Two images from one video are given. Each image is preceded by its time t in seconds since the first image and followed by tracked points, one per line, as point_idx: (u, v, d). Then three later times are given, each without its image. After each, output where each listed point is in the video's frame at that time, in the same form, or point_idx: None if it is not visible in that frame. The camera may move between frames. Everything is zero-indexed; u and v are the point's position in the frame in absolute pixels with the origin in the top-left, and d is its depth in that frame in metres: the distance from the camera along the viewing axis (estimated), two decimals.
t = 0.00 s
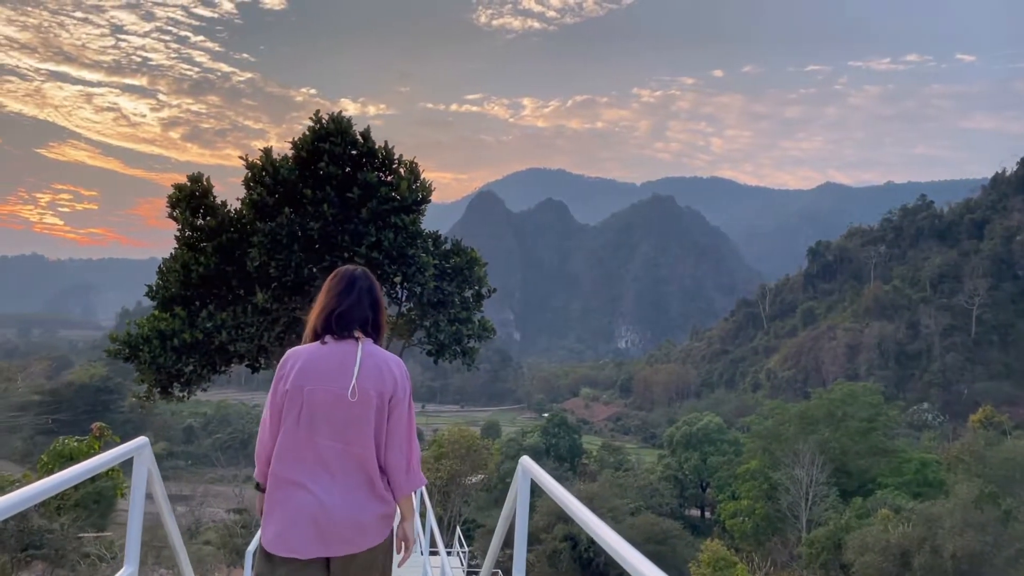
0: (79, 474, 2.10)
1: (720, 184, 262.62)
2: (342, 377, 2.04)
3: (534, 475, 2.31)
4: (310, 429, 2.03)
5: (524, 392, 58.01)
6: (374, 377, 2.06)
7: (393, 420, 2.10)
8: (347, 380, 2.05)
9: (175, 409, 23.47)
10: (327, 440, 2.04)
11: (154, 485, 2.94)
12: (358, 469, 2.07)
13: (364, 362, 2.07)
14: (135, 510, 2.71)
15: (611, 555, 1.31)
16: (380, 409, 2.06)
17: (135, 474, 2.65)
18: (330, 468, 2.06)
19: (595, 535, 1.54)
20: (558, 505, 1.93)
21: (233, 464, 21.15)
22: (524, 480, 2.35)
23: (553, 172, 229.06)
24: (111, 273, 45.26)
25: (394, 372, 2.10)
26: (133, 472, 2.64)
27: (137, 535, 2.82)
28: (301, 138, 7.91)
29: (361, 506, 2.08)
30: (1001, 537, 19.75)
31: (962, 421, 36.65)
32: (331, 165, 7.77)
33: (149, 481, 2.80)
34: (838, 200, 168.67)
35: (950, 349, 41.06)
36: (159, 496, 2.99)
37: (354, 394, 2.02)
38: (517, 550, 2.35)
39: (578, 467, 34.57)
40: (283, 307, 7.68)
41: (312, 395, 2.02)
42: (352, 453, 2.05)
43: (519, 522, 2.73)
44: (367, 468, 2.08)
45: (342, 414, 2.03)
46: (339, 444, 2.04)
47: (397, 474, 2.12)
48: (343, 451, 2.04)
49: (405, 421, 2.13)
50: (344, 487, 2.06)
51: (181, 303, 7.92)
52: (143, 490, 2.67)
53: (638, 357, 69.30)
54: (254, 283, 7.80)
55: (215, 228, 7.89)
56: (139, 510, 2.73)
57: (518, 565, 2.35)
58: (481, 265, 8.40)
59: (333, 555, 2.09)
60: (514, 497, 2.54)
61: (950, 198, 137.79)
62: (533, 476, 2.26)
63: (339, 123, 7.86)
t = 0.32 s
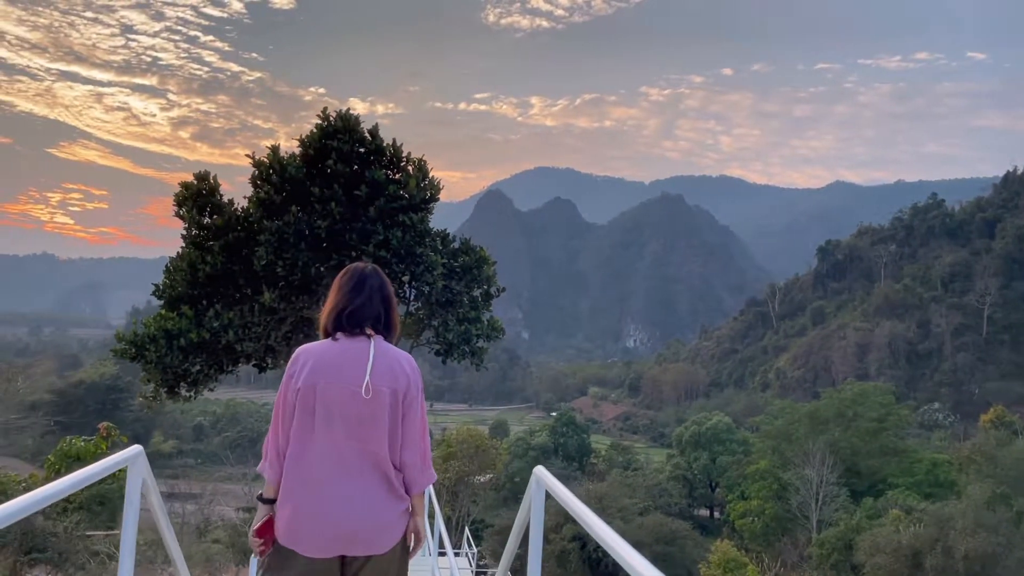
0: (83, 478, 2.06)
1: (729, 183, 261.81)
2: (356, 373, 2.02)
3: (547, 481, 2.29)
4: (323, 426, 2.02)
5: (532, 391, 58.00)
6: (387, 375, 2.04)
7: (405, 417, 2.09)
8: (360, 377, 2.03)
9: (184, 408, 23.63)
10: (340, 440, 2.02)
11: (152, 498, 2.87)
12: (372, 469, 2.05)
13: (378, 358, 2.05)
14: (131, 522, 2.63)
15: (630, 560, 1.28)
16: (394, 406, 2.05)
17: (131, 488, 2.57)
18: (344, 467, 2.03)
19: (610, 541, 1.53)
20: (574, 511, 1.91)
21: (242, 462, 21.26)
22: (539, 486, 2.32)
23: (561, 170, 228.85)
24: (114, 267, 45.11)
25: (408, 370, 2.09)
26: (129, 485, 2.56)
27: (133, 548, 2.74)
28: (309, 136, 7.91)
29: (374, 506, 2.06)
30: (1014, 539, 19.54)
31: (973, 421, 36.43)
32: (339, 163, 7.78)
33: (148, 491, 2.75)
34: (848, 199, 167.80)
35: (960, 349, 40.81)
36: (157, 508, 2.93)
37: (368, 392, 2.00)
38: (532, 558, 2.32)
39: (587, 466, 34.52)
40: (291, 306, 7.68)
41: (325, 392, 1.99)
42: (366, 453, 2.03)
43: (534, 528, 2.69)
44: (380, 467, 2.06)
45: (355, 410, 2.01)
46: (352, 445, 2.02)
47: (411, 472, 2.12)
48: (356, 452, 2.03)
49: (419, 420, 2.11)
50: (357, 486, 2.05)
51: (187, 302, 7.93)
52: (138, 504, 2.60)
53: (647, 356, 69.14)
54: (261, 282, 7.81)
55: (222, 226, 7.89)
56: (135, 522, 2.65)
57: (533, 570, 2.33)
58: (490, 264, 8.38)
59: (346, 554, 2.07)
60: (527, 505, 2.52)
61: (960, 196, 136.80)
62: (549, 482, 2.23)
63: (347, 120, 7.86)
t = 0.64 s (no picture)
0: (81, 482, 2.03)
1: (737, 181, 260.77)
2: (370, 369, 2.01)
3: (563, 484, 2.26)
4: (336, 424, 2.00)
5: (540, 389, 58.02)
6: (402, 369, 2.03)
7: (418, 413, 2.08)
8: (375, 372, 2.02)
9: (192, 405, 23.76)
10: (354, 437, 2.01)
11: (148, 503, 2.83)
12: (385, 464, 2.04)
13: (390, 355, 2.04)
14: (127, 524, 2.59)
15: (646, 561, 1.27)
16: (408, 402, 2.04)
17: (126, 490, 2.54)
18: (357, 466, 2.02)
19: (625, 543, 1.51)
20: (589, 515, 1.89)
21: (250, 460, 21.36)
22: (551, 491, 2.29)
23: (570, 167, 228.69)
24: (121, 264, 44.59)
25: (421, 365, 2.07)
26: (125, 487, 2.53)
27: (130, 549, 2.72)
28: (316, 132, 7.89)
29: (386, 507, 2.05)
30: None
31: (983, 419, 36.21)
32: (347, 159, 7.76)
33: (143, 492, 2.71)
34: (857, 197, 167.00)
35: (970, 347, 40.56)
36: (154, 512, 2.90)
37: (384, 386, 1.99)
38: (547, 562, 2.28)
39: (595, 464, 34.49)
40: (298, 303, 7.68)
41: (340, 388, 1.98)
42: (380, 449, 2.03)
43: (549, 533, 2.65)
44: (391, 466, 2.05)
45: (370, 406, 2.00)
46: (367, 441, 2.02)
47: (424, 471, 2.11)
48: (371, 448, 2.02)
49: (433, 419, 2.09)
50: (367, 486, 2.03)
51: (194, 300, 7.94)
52: (134, 503, 2.57)
53: (655, 354, 69.04)
54: (268, 280, 7.80)
55: (228, 223, 7.89)
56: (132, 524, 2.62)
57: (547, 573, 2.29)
58: (499, 260, 8.35)
59: (359, 555, 2.06)
60: (541, 511, 2.49)
61: (970, 192, 135.92)
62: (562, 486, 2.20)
63: (355, 116, 7.85)
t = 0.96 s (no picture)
0: (76, 483, 2.01)
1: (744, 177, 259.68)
2: (374, 378, 2.02)
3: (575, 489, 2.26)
4: (340, 435, 2.02)
5: (546, 385, 58.11)
6: (406, 377, 2.04)
7: (425, 422, 2.09)
8: (378, 381, 2.03)
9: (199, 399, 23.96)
10: (359, 445, 2.02)
11: (143, 508, 2.81)
12: (390, 473, 2.06)
13: (394, 363, 2.05)
14: (120, 528, 2.56)
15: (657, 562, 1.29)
16: (413, 409, 2.05)
17: (119, 496, 2.52)
18: (364, 476, 2.04)
19: (637, 544, 1.53)
20: (602, 517, 1.90)
21: (256, 455, 21.47)
22: (568, 495, 2.28)
23: (577, 163, 228.22)
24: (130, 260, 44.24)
25: (427, 372, 2.09)
26: (118, 491, 2.50)
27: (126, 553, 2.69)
28: (322, 125, 7.86)
29: (390, 517, 2.07)
30: None
31: (991, 416, 36.03)
32: (353, 152, 7.72)
33: (139, 494, 2.68)
34: (865, 193, 166.12)
35: (979, 344, 40.36)
36: (150, 515, 2.88)
37: (388, 395, 2.00)
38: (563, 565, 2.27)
39: (601, 460, 34.51)
40: (304, 300, 7.70)
41: (345, 395, 1.99)
42: (384, 460, 2.04)
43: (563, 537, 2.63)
44: (398, 476, 2.07)
45: (374, 417, 2.01)
46: (372, 451, 2.04)
47: (433, 479, 2.14)
48: (377, 456, 2.04)
49: (440, 428, 2.11)
50: (371, 496, 2.05)
51: (198, 295, 7.95)
52: (128, 506, 2.54)
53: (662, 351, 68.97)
54: (273, 276, 7.80)
55: (233, 217, 7.89)
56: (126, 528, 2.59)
57: None
58: (506, 256, 8.34)
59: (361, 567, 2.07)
60: (555, 518, 2.48)
61: (978, 188, 135.09)
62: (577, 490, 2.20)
63: (361, 110, 7.83)
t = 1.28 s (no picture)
0: (60, 481, 1.98)
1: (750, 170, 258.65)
2: (379, 403, 2.03)
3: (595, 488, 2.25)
4: (344, 461, 2.04)
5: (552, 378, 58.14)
6: (412, 402, 2.05)
7: (430, 446, 2.10)
8: (383, 406, 2.04)
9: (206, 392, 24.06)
10: (362, 472, 2.04)
11: (136, 508, 2.80)
12: (393, 499, 2.08)
13: (400, 385, 2.06)
14: (113, 526, 2.54)
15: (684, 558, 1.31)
16: (420, 434, 2.06)
17: (109, 497, 2.50)
18: (367, 501, 2.07)
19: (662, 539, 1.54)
20: (625, 514, 1.89)
21: (263, 447, 21.57)
22: (593, 497, 2.25)
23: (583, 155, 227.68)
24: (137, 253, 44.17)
25: (433, 394, 2.10)
26: (107, 489, 2.47)
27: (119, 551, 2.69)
28: (328, 114, 7.82)
29: (398, 541, 2.10)
30: None
31: (999, 409, 35.86)
32: (359, 141, 7.67)
33: (131, 489, 2.67)
34: (872, 186, 165.26)
35: (987, 337, 40.16)
36: (144, 517, 2.87)
37: (391, 421, 2.01)
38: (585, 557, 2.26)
39: (607, 453, 34.50)
40: (310, 291, 7.68)
41: (347, 422, 2.00)
42: (388, 486, 2.06)
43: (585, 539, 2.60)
44: (402, 500, 2.09)
45: (377, 442, 2.02)
46: (377, 476, 2.05)
47: (438, 502, 2.15)
48: (381, 481, 2.05)
49: (447, 448, 2.12)
50: (375, 521, 2.08)
51: (203, 287, 7.94)
52: (120, 507, 2.51)
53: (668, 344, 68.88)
54: (279, 267, 7.78)
55: (237, 207, 7.85)
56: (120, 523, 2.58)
57: None
58: (515, 247, 8.29)
59: None
60: (577, 522, 2.48)
61: (987, 181, 134.19)
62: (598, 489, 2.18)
63: (368, 98, 7.77)
